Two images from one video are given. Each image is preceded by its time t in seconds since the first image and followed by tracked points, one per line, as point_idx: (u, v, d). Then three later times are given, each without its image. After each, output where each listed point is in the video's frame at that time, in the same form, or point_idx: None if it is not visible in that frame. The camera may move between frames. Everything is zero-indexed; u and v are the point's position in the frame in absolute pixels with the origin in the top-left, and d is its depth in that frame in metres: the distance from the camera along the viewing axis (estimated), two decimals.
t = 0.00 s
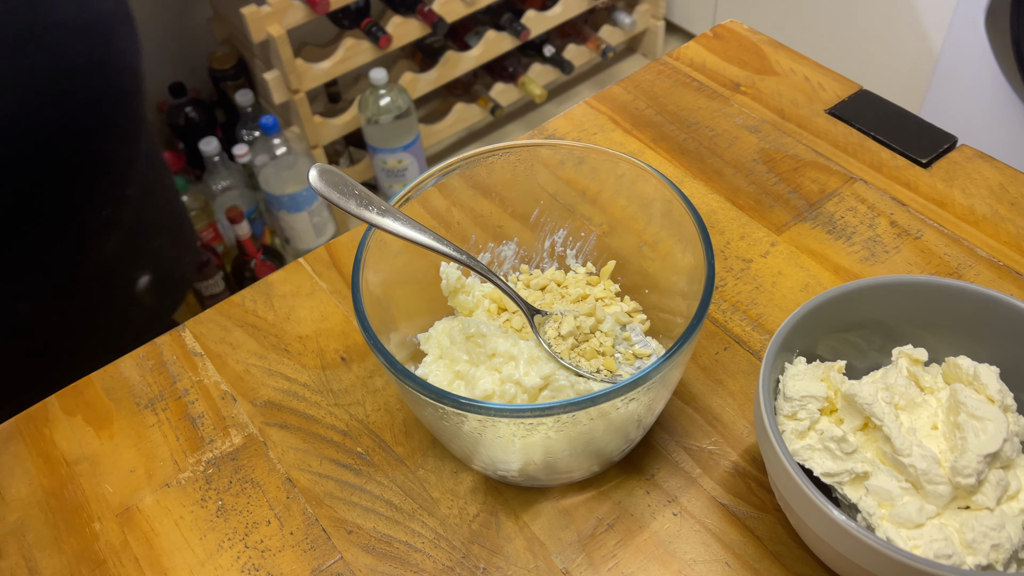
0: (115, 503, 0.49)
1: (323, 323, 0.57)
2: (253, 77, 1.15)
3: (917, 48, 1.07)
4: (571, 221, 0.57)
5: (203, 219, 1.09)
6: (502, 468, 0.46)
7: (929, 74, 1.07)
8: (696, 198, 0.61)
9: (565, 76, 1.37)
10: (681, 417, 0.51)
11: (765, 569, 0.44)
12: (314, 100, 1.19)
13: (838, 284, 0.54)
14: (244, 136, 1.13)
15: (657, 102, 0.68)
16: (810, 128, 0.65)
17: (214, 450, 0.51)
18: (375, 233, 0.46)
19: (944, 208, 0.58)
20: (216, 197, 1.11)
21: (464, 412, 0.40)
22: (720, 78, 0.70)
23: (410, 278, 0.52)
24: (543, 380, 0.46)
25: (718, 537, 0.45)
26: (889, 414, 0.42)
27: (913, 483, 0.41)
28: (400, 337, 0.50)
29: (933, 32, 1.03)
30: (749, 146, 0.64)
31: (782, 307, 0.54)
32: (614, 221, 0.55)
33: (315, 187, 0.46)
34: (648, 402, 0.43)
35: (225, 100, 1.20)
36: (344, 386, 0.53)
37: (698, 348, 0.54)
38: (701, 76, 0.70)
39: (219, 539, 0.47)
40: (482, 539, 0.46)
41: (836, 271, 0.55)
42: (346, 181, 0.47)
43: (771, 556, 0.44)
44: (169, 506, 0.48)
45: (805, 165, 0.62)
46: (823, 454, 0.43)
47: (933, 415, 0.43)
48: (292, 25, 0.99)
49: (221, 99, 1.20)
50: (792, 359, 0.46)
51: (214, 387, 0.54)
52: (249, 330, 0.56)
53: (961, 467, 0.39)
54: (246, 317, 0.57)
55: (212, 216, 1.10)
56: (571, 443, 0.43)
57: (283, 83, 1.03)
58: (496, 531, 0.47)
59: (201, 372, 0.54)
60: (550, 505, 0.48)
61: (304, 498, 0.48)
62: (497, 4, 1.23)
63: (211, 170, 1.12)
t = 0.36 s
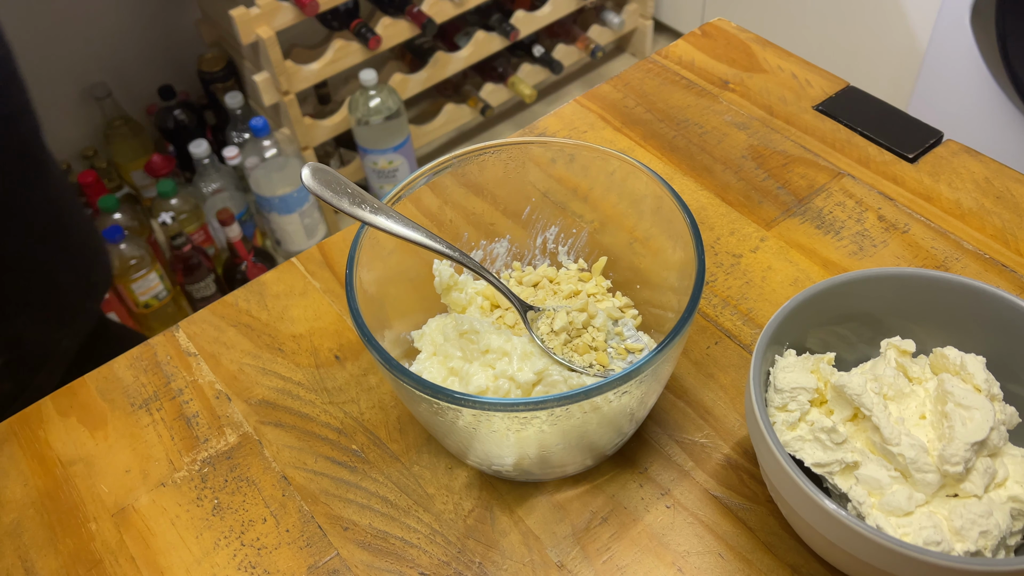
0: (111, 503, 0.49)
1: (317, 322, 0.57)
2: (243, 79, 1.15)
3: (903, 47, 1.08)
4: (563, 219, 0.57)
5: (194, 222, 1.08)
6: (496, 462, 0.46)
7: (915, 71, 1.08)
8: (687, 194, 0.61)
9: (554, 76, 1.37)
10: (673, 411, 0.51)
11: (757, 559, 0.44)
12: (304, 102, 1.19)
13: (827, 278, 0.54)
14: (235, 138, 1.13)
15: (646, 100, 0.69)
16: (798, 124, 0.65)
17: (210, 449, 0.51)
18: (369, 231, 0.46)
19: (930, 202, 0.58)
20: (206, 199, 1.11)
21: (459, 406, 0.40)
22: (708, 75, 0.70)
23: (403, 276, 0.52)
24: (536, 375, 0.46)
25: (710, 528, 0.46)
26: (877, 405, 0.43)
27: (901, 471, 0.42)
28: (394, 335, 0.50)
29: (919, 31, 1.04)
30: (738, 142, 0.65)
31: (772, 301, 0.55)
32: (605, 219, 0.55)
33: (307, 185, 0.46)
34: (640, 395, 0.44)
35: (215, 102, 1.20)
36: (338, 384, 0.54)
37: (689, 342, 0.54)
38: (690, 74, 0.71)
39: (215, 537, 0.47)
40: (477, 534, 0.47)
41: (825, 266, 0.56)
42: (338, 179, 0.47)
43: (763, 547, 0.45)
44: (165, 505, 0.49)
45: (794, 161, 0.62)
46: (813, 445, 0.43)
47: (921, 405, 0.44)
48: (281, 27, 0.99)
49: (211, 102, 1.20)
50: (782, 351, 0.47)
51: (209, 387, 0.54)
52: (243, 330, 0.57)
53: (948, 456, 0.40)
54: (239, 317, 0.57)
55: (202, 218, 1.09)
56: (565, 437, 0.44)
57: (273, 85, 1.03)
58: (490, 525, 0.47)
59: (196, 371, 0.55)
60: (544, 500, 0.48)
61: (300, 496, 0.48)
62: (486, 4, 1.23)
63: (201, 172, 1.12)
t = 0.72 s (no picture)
0: (100, 503, 0.49)
1: (305, 320, 0.57)
2: (229, 81, 1.14)
3: (888, 42, 1.09)
4: (550, 214, 0.57)
5: (181, 224, 1.08)
6: (486, 457, 0.46)
7: (899, 66, 1.09)
8: (674, 188, 0.62)
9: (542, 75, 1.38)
10: (662, 404, 0.51)
11: (747, 549, 0.45)
12: (291, 103, 1.19)
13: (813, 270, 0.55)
14: (222, 140, 1.13)
15: (632, 96, 0.69)
16: (783, 119, 0.66)
17: (199, 448, 0.51)
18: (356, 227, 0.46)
19: (915, 194, 0.59)
20: (193, 202, 1.11)
21: (448, 400, 0.40)
22: (694, 71, 0.71)
23: (391, 273, 0.52)
24: (525, 369, 0.47)
25: (700, 519, 0.46)
26: (863, 393, 0.43)
27: (888, 459, 0.42)
28: (383, 331, 0.50)
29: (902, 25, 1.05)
30: (723, 137, 0.65)
31: (759, 294, 0.55)
32: (593, 214, 0.55)
33: (294, 182, 0.46)
34: (628, 388, 0.44)
35: (201, 103, 1.20)
36: (328, 382, 0.54)
37: (677, 335, 0.54)
38: (676, 70, 0.71)
39: (206, 536, 0.47)
40: (468, 529, 0.47)
41: (811, 258, 0.56)
42: (325, 175, 0.47)
43: (752, 537, 0.45)
44: (154, 505, 0.48)
45: (779, 154, 0.63)
46: (800, 435, 0.43)
47: (907, 394, 0.44)
48: (266, 28, 0.99)
49: (197, 104, 1.20)
50: (768, 342, 0.47)
51: (198, 386, 0.54)
52: (231, 329, 0.56)
53: (934, 443, 0.40)
54: (227, 316, 0.57)
55: (189, 220, 1.09)
56: (554, 430, 0.44)
57: (260, 86, 1.03)
58: (481, 519, 0.47)
59: (184, 371, 0.54)
60: (535, 494, 0.48)
61: (290, 493, 0.48)
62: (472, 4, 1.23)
63: (188, 174, 1.11)
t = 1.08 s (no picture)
0: (82, 506, 0.48)
1: (289, 320, 0.56)
2: (214, 82, 1.14)
3: (871, 38, 1.09)
4: (533, 210, 0.57)
5: (167, 226, 1.07)
6: (471, 454, 0.46)
7: (883, 62, 1.10)
8: (657, 184, 0.62)
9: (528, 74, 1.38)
10: (646, 399, 0.51)
11: (732, 543, 0.45)
12: (276, 104, 1.19)
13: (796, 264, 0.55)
14: (207, 141, 1.12)
15: (616, 92, 0.69)
16: (766, 114, 0.66)
17: (182, 449, 0.50)
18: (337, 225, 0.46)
19: (896, 187, 0.59)
20: (178, 204, 1.10)
21: (430, 397, 0.40)
22: (677, 67, 0.71)
23: (374, 271, 0.52)
24: (509, 365, 0.47)
25: (685, 514, 0.46)
26: (845, 385, 0.43)
27: (871, 451, 0.42)
28: (366, 330, 0.50)
29: (885, 22, 1.05)
30: (707, 133, 0.65)
31: (742, 288, 0.55)
32: (576, 211, 0.55)
33: (274, 180, 0.46)
34: (611, 382, 0.44)
35: (186, 105, 1.19)
36: (311, 381, 0.53)
37: (661, 330, 0.54)
38: (659, 66, 0.71)
39: (189, 537, 0.46)
40: (453, 526, 0.46)
41: (794, 252, 0.56)
42: (306, 174, 0.47)
43: (737, 531, 0.45)
44: (137, 507, 0.48)
45: (763, 149, 0.63)
46: (784, 427, 0.43)
47: (889, 385, 0.44)
48: (251, 28, 0.98)
49: (182, 105, 1.19)
50: (751, 336, 0.47)
51: (180, 387, 0.53)
52: (214, 329, 0.56)
53: (915, 433, 0.40)
54: (210, 317, 0.57)
55: (175, 223, 1.09)
56: (538, 425, 0.44)
57: (244, 86, 1.02)
58: (466, 517, 0.47)
59: (167, 372, 0.54)
60: (520, 490, 0.48)
61: (274, 494, 0.48)
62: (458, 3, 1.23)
63: (173, 176, 1.10)
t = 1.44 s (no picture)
0: (58, 505, 0.48)
1: (268, 316, 0.56)
2: (199, 80, 1.13)
3: (856, 32, 1.09)
4: (514, 203, 0.57)
5: (152, 226, 1.06)
6: (451, 448, 0.46)
7: (869, 56, 1.10)
8: (640, 177, 0.61)
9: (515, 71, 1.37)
10: (628, 391, 0.51)
11: (715, 535, 0.44)
12: (262, 103, 1.18)
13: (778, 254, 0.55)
14: (192, 140, 1.12)
15: (599, 85, 0.69)
16: (749, 106, 0.66)
17: (160, 447, 0.50)
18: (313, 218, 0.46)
19: (879, 178, 0.59)
20: (164, 204, 1.09)
21: (408, 390, 0.40)
22: (660, 60, 0.71)
23: (353, 265, 0.52)
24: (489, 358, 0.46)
25: (668, 506, 0.46)
26: (826, 374, 0.43)
27: (851, 440, 0.42)
28: (345, 325, 0.50)
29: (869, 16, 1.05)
30: (690, 125, 0.65)
31: (725, 280, 0.55)
32: (558, 203, 0.55)
33: (250, 173, 0.46)
34: (592, 374, 0.43)
35: (171, 104, 1.18)
36: (291, 377, 0.53)
37: (644, 323, 0.54)
38: (641, 59, 0.71)
39: (167, 535, 0.46)
40: (434, 521, 0.46)
41: (777, 243, 0.56)
42: (282, 167, 0.46)
43: (720, 522, 0.45)
44: (114, 505, 0.47)
45: (745, 141, 0.63)
46: (765, 418, 0.43)
47: (869, 373, 0.44)
48: (235, 25, 0.98)
49: (167, 104, 1.18)
50: (732, 326, 0.47)
51: (159, 384, 0.53)
52: (192, 326, 0.56)
53: (895, 421, 0.40)
54: (189, 313, 0.56)
55: (160, 222, 1.08)
56: (517, 418, 0.43)
57: (229, 84, 1.02)
58: (448, 512, 0.47)
59: (145, 369, 0.53)
60: (502, 485, 0.48)
61: (254, 490, 0.48)
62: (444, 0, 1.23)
63: (158, 175, 1.09)
